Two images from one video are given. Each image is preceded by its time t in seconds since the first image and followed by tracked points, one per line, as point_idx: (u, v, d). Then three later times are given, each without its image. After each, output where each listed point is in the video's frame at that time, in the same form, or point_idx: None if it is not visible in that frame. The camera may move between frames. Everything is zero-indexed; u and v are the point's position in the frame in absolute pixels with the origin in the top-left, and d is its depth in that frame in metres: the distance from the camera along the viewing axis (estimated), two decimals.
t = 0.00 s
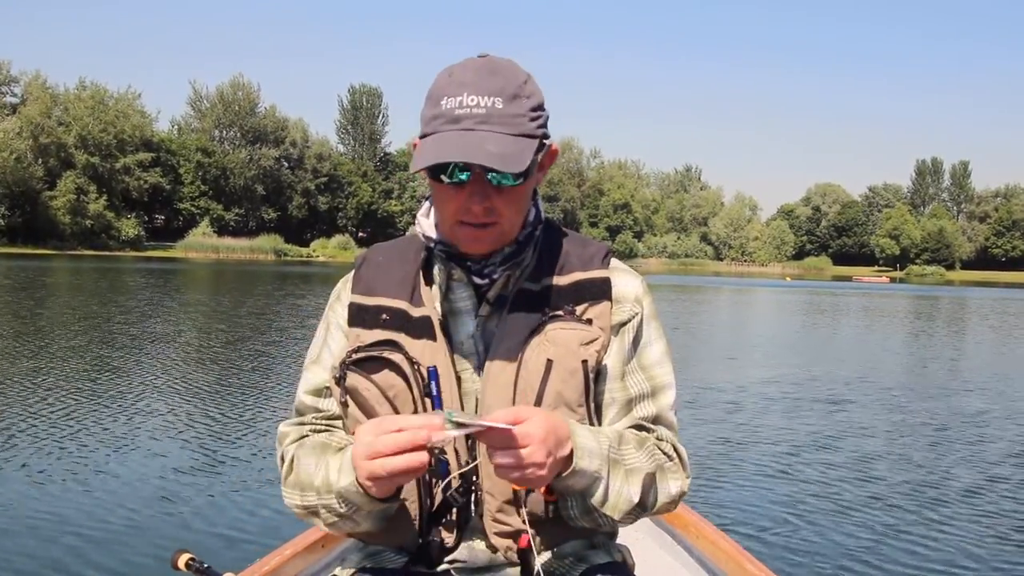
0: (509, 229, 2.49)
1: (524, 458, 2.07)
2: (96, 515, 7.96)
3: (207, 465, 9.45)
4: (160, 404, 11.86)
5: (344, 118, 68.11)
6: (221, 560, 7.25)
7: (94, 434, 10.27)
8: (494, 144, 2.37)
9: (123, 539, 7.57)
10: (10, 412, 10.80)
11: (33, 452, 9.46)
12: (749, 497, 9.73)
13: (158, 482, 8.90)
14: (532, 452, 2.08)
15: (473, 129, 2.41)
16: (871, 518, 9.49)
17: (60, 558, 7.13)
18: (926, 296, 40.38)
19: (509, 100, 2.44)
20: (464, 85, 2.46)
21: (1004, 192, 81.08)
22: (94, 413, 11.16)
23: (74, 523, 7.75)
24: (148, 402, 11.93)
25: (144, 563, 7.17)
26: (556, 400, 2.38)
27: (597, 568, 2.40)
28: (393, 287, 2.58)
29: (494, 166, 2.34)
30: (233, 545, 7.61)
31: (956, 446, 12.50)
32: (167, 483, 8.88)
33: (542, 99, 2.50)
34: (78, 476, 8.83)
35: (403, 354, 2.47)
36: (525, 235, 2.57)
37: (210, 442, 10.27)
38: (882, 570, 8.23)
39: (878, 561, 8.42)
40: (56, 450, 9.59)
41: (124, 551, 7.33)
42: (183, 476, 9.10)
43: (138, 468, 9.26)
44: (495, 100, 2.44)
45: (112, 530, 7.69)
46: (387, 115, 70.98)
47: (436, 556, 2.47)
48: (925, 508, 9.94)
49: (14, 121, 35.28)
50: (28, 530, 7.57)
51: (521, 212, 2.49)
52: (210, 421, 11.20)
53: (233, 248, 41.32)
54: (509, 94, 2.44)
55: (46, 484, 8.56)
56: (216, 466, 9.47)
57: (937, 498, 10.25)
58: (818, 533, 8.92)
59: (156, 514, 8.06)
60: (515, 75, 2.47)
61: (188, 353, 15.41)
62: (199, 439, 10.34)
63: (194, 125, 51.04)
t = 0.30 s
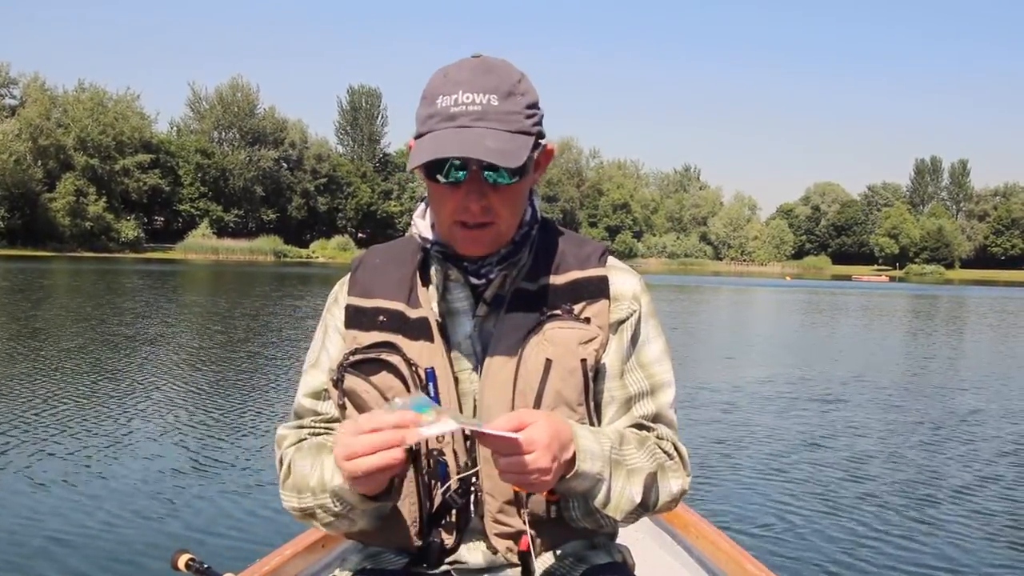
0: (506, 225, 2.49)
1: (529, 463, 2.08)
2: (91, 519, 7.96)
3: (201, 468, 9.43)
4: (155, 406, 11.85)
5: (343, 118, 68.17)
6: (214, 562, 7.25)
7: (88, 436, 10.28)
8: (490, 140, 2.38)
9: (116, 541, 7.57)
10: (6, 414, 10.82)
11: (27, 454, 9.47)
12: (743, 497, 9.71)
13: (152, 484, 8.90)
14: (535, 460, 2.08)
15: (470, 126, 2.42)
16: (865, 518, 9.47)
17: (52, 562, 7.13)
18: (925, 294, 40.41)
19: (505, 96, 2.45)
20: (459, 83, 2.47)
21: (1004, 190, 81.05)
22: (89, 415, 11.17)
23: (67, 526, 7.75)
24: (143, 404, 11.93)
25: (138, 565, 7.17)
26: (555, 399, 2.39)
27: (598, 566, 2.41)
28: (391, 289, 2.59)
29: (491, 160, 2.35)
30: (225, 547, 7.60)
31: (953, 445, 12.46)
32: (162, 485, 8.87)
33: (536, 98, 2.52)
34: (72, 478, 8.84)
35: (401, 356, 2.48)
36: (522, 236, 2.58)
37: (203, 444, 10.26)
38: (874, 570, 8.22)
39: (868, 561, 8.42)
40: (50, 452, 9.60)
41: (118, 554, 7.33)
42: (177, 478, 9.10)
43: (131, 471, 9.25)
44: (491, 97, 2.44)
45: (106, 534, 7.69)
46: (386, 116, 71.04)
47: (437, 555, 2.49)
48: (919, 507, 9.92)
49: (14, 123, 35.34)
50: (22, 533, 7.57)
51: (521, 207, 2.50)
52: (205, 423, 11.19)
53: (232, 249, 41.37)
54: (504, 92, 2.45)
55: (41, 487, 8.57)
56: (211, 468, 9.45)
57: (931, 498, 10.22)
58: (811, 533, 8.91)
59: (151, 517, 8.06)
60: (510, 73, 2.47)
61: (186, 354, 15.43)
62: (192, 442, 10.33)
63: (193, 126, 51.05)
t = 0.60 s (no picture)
0: (514, 215, 2.52)
1: (544, 463, 2.07)
2: (86, 519, 7.94)
3: (194, 468, 9.41)
4: (153, 406, 11.85)
5: (344, 118, 68.21)
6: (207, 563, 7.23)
7: (82, 436, 10.26)
8: (502, 125, 2.38)
9: (110, 541, 7.56)
10: (4, 415, 10.83)
11: (20, 455, 9.46)
12: (739, 497, 9.71)
13: (147, 484, 8.88)
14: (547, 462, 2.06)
15: (483, 111, 2.40)
16: (858, 518, 9.47)
17: (45, 562, 7.10)
18: (925, 295, 40.45)
19: (516, 86, 2.44)
20: (469, 71, 2.46)
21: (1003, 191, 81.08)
22: (84, 415, 11.15)
23: (61, 527, 7.72)
24: (140, 404, 11.92)
25: (131, 566, 7.14)
26: (557, 398, 2.38)
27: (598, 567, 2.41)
28: (390, 287, 2.60)
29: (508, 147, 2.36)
30: (218, 548, 7.58)
31: (949, 445, 12.47)
32: (156, 486, 8.85)
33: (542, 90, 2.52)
34: (66, 479, 8.81)
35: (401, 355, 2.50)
36: (523, 233, 2.59)
37: (199, 444, 10.24)
38: (867, 569, 8.21)
39: (861, 560, 8.41)
40: (44, 453, 9.58)
41: (111, 554, 7.31)
42: (172, 478, 9.08)
43: (125, 471, 9.23)
44: (503, 85, 2.43)
45: (100, 535, 7.67)
46: (386, 116, 71.09)
47: (436, 556, 2.48)
48: (913, 508, 9.92)
49: (14, 123, 35.34)
50: (15, 535, 7.54)
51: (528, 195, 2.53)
52: (201, 423, 11.17)
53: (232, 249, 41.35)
54: (515, 82, 2.44)
55: (34, 487, 8.55)
56: (206, 468, 9.43)
57: (926, 498, 10.23)
58: (805, 533, 8.90)
59: (146, 519, 8.04)
60: (516, 66, 2.48)
61: (185, 354, 15.44)
62: (186, 442, 10.31)
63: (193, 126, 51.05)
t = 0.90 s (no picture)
0: (508, 190, 2.49)
1: (552, 470, 2.07)
2: (80, 519, 7.92)
3: (189, 469, 9.38)
4: (148, 405, 11.83)
5: (344, 118, 68.27)
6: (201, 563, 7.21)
7: (77, 435, 10.24)
8: (481, 93, 2.42)
9: (104, 542, 7.54)
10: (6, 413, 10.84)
11: (14, 454, 9.44)
12: (735, 497, 9.70)
13: (141, 484, 8.85)
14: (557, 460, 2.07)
15: (465, 86, 2.43)
16: (854, 518, 9.45)
17: (39, 561, 7.09)
18: (925, 296, 40.46)
19: (500, 65, 2.47)
20: (456, 56, 2.51)
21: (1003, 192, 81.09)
22: (79, 413, 11.13)
23: (55, 528, 7.70)
24: (136, 403, 11.91)
25: (125, 566, 7.13)
26: (563, 401, 2.38)
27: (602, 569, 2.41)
28: (397, 286, 2.60)
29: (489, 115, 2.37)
30: (213, 547, 7.57)
31: (947, 447, 12.45)
32: (152, 486, 8.83)
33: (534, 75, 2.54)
34: (60, 479, 8.80)
35: (405, 355, 2.50)
36: (524, 229, 2.61)
37: (193, 445, 10.21)
38: (862, 569, 8.20)
39: (856, 561, 8.40)
40: (37, 452, 9.56)
41: (105, 554, 7.30)
42: (167, 479, 9.06)
43: (119, 470, 9.21)
44: (488, 62, 2.47)
45: (94, 535, 7.66)
46: (386, 116, 71.15)
47: (440, 557, 2.48)
48: (909, 509, 9.90)
49: (15, 122, 35.36)
50: (9, 535, 7.53)
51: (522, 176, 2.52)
52: (199, 423, 11.16)
53: (233, 249, 41.35)
54: (500, 62, 2.48)
55: (31, 486, 8.55)
56: (201, 469, 9.40)
57: (922, 500, 10.22)
58: (801, 533, 8.88)
59: (142, 519, 8.02)
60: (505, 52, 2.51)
61: (182, 353, 15.42)
62: (180, 442, 10.28)
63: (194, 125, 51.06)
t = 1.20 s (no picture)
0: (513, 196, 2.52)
1: (527, 440, 2.06)
2: (72, 519, 7.91)
3: (182, 470, 9.38)
4: (145, 406, 11.81)
5: (344, 118, 68.26)
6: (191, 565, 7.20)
7: (70, 436, 10.25)
8: (482, 101, 2.41)
9: (96, 543, 7.54)
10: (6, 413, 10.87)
11: (8, 454, 9.46)
12: (729, 498, 9.67)
13: (135, 485, 8.85)
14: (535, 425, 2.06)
15: (466, 94, 2.43)
16: (847, 519, 9.43)
17: (28, 563, 7.08)
18: (924, 295, 40.42)
19: (501, 71, 2.46)
20: (456, 62, 2.50)
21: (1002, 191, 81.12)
22: (76, 413, 11.15)
23: (47, 529, 7.69)
24: (132, 403, 11.90)
25: (115, 567, 7.12)
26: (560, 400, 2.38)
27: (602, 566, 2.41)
28: (394, 288, 2.61)
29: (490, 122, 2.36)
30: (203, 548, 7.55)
31: (946, 447, 12.46)
32: (145, 486, 8.82)
33: (534, 79, 2.54)
34: (53, 480, 8.79)
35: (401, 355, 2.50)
36: (525, 231, 2.60)
37: (187, 446, 10.21)
38: (854, 570, 8.19)
39: (847, 561, 8.38)
40: (32, 452, 9.58)
41: (96, 556, 7.29)
42: (160, 480, 9.05)
43: (112, 470, 9.21)
44: (488, 67, 2.46)
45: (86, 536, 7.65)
46: (386, 116, 71.12)
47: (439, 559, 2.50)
48: (902, 510, 9.87)
49: (15, 122, 35.32)
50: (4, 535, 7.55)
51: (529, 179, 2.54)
52: (198, 423, 11.18)
53: (233, 249, 41.34)
54: (501, 67, 2.46)
55: (27, 486, 8.58)
56: (195, 471, 9.41)
57: (915, 500, 10.19)
58: (793, 533, 8.87)
59: (133, 520, 8.01)
60: (505, 57, 2.50)
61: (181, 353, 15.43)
62: (174, 443, 10.27)
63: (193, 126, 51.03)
